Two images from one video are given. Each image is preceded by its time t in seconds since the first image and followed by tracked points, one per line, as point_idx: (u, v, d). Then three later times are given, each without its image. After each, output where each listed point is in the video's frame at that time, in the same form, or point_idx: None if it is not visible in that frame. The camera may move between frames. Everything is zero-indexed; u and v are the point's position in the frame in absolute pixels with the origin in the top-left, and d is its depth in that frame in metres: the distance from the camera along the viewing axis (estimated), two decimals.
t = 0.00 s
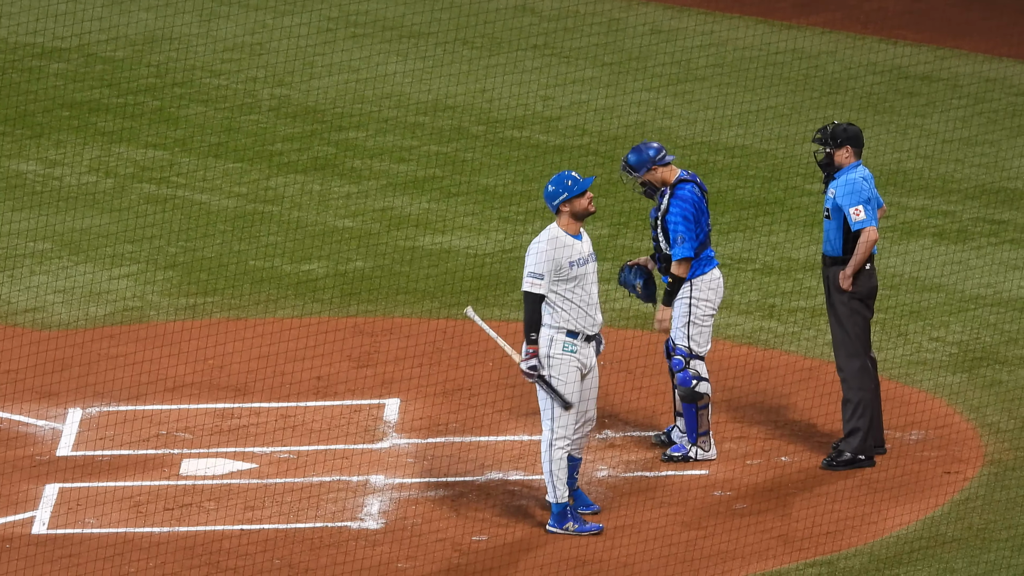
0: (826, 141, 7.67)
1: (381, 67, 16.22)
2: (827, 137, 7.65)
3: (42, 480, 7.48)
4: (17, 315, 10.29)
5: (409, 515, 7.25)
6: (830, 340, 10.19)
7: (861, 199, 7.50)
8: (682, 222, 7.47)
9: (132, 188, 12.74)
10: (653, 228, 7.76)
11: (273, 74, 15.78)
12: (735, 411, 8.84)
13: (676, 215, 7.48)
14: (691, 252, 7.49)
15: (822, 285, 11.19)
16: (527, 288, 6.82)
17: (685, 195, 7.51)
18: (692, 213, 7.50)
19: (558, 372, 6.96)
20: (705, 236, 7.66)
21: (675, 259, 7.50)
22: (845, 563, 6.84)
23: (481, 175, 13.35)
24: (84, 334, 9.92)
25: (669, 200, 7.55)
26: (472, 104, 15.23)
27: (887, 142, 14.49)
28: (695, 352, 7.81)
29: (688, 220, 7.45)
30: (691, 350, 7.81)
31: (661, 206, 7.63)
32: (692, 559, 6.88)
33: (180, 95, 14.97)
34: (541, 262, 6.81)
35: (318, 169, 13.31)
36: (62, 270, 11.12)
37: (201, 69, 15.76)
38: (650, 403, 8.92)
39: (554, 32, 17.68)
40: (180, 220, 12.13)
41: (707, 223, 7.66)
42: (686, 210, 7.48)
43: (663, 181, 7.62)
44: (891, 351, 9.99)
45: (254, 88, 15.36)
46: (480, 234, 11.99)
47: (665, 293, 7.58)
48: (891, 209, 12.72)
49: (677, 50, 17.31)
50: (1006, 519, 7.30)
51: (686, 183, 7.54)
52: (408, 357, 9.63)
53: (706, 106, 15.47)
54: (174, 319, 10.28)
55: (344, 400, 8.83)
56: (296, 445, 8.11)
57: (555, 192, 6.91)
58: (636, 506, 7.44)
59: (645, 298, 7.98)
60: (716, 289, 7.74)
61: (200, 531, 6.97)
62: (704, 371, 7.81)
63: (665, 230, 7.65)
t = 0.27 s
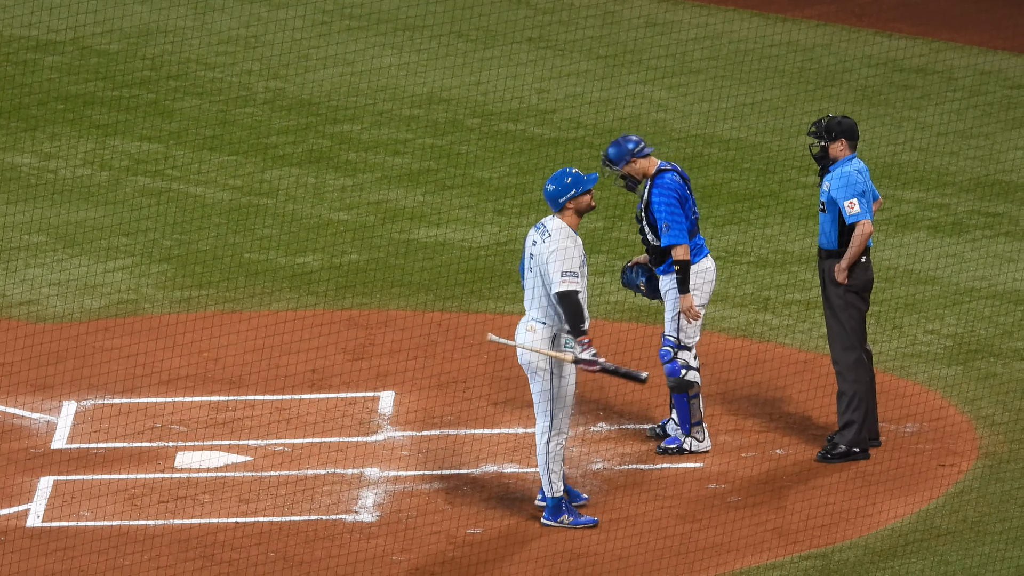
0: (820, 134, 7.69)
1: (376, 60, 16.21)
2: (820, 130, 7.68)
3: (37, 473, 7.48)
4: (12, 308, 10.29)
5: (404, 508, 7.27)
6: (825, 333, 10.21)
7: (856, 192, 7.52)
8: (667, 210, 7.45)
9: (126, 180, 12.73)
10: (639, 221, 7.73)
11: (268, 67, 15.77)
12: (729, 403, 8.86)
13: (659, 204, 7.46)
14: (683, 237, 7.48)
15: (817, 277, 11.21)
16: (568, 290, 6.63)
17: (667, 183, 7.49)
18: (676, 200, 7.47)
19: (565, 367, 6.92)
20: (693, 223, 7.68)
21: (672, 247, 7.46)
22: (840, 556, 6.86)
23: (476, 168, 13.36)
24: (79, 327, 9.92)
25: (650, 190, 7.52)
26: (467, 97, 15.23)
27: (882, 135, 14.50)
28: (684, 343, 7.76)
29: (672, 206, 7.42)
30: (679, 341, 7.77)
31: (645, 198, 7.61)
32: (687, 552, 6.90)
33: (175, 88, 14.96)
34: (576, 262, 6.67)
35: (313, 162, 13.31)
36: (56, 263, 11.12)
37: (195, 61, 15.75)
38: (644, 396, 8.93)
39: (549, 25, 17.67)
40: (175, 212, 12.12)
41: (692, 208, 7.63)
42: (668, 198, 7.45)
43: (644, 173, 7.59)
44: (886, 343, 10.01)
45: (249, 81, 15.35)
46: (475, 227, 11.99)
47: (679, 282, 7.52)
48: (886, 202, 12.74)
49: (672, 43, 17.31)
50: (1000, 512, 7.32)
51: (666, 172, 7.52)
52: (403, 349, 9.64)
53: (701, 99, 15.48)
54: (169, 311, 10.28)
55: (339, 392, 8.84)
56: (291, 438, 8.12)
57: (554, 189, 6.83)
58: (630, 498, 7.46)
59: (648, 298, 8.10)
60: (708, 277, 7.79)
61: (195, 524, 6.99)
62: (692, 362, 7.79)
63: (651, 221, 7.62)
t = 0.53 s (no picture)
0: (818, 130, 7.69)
1: (373, 53, 16.20)
2: (818, 125, 7.68)
3: (35, 467, 7.48)
4: (9, 302, 10.28)
5: (402, 502, 7.27)
6: (823, 327, 10.22)
7: (855, 185, 7.50)
8: (651, 216, 7.40)
9: (124, 174, 12.72)
10: (633, 228, 7.72)
11: (266, 61, 15.75)
12: (727, 397, 8.86)
13: (644, 212, 7.41)
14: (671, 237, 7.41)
15: (814, 271, 11.22)
16: (583, 282, 6.66)
17: (648, 187, 7.43)
18: (659, 203, 7.41)
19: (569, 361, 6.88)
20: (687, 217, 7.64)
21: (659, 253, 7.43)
22: (838, 549, 6.87)
23: (473, 162, 13.35)
24: (77, 321, 9.91)
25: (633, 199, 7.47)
26: (464, 90, 15.22)
27: (880, 129, 14.50)
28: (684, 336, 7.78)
29: (655, 211, 7.37)
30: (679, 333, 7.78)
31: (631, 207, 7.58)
32: (685, 546, 6.91)
33: (172, 82, 14.94)
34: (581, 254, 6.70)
35: (310, 155, 13.30)
36: (54, 257, 11.11)
37: (193, 55, 15.73)
38: (642, 389, 8.94)
39: (547, 19, 17.66)
40: (172, 206, 12.11)
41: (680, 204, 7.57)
42: (652, 204, 7.40)
43: (625, 183, 7.53)
44: (883, 337, 10.02)
45: (246, 74, 15.33)
46: (473, 221, 11.99)
47: (660, 287, 7.48)
48: (883, 196, 12.75)
49: (670, 37, 17.30)
50: (998, 505, 7.33)
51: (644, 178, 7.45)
52: (401, 343, 9.64)
53: (699, 92, 15.47)
54: (166, 305, 10.28)
55: (337, 386, 8.84)
56: (290, 432, 8.13)
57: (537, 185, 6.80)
58: (629, 492, 7.47)
59: (643, 303, 7.91)
60: (713, 270, 7.77)
61: (193, 518, 6.99)
62: (691, 355, 7.79)
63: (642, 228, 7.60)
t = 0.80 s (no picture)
0: (810, 129, 7.68)
1: (375, 48, 16.18)
2: (810, 125, 7.67)
3: (38, 462, 7.49)
4: (11, 297, 10.28)
5: (404, 497, 7.27)
6: (825, 321, 10.21)
7: (858, 179, 7.49)
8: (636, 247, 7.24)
9: (126, 169, 12.72)
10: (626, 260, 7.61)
11: (268, 56, 15.75)
12: (730, 391, 8.86)
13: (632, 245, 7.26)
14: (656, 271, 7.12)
15: (816, 265, 11.21)
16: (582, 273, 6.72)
17: (633, 217, 7.33)
18: (644, 234, 7.28)
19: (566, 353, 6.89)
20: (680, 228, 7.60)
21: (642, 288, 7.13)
22: (841, 544, 6.86)
23: (475, 156, 13.35)
24: (80, 316, 9.92)
25: (622, 233, 7.34)
26: (466, 85, 15.21)
27: (882, 123, 14.48)
28: (691, 332, 7.80)
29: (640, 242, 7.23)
30: (688, 330, 7.80)
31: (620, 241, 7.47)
32: (688, 540, 6.91)
33: (174, 77, 14.93)
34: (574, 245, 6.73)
35: (312, 150, 13.29)
36: (56, 251, 11.11)
37: (194, 50, 15.73)
38: (645, 384, 8.94)
39: (549, 14, 17.63)
40: (174, 201, 12.12)
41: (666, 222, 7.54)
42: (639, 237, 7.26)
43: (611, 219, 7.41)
44: (886, 331, 10.01)
45: (248, 69, 15.33)
46: (475, 215, 11.99)
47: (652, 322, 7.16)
48: (885, 189, 12.74)
49: (672, 31, 17.28)
50: (1001, 500, 7.33)
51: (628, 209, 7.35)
52: (403, 338, 9.64)
53: (701, 86, 15.46)
54: (169, 300, 10.28)
55: (339, 381, 8.85)
56: (292, 427, 8.13)
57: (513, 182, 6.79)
58: (632, 487, 7.47)
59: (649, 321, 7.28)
60: (725, 265, 7.75)
61: (196, 513, 6.99)
62: (697, 351, 7.86)
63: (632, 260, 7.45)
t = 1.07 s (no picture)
0: (795, 141, 7.67)
1: (378, 41, 16.17)
2: (793, 136, 7.66)
3: (40, 455, 7.50)
4: (14, 290, 10.29)
5: (407, 489, 7.28)
6: (828, 314, 10.20)
7: (854, 170, 7.48)
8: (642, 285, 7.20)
9: (129, 162, 12.73)
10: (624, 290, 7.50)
11: (271, 49, 15.75)
12: (732, 385, 8.86)
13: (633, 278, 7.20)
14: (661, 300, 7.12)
15: (819, 259, 11.20)
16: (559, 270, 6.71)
17: (636, 252, 7.26)
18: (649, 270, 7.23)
19: (541, 344, 6.88)
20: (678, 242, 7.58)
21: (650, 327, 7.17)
22: (844, 536, 6.87)
23: (479, 150, 13.34)
24: (82, 309, 9.93)
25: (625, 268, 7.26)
26: (469, 78, 15.20)
27: (885, 116, 14.46)
28: (692, 326, 7.78)
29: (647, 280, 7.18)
30: (689, 323, 7.78)
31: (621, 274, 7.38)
32: (690, 533, 6.92)
33: (177, 70, 14.93)
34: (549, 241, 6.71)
35: (315, 143, 13.29)
36: (59, 244, 11.12)
37: (197, 43, 15.73)
38: (647, 377, 8.94)
39: (552, 7, 17.61)
40: (177, 194, 12.12)
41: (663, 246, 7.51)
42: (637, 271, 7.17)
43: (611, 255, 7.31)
44: (889, 324, 10.01)
45: (251, 62, 15.33)
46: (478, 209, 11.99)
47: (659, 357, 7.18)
48: (888, 183, 12.73)
49: (675, 24, 17.26)
50: (1003, 493, 7.33)
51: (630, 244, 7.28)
52: (406, 331, 9.64)
53: (705, 80, 15.45)
54: (172, 293, 10.29)
55: (342, 374, 8.86)
56: (295, 420, 8.14)
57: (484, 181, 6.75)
58: (634, 480, 7.48)
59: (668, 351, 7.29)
60: (732, 264, 7.74)
61: (199, 506, 7.01)
62: (698, 344, 7.81)
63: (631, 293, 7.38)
